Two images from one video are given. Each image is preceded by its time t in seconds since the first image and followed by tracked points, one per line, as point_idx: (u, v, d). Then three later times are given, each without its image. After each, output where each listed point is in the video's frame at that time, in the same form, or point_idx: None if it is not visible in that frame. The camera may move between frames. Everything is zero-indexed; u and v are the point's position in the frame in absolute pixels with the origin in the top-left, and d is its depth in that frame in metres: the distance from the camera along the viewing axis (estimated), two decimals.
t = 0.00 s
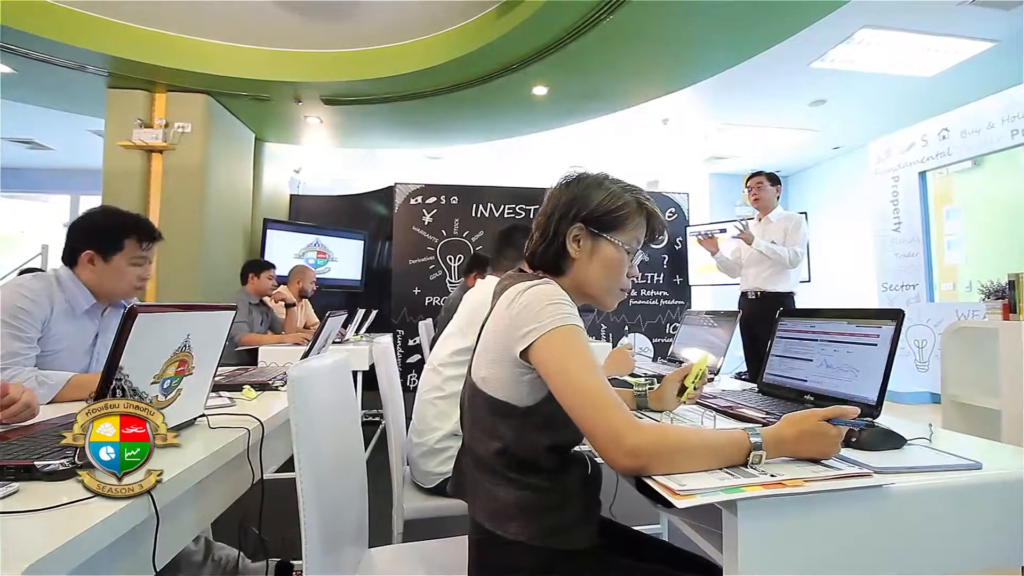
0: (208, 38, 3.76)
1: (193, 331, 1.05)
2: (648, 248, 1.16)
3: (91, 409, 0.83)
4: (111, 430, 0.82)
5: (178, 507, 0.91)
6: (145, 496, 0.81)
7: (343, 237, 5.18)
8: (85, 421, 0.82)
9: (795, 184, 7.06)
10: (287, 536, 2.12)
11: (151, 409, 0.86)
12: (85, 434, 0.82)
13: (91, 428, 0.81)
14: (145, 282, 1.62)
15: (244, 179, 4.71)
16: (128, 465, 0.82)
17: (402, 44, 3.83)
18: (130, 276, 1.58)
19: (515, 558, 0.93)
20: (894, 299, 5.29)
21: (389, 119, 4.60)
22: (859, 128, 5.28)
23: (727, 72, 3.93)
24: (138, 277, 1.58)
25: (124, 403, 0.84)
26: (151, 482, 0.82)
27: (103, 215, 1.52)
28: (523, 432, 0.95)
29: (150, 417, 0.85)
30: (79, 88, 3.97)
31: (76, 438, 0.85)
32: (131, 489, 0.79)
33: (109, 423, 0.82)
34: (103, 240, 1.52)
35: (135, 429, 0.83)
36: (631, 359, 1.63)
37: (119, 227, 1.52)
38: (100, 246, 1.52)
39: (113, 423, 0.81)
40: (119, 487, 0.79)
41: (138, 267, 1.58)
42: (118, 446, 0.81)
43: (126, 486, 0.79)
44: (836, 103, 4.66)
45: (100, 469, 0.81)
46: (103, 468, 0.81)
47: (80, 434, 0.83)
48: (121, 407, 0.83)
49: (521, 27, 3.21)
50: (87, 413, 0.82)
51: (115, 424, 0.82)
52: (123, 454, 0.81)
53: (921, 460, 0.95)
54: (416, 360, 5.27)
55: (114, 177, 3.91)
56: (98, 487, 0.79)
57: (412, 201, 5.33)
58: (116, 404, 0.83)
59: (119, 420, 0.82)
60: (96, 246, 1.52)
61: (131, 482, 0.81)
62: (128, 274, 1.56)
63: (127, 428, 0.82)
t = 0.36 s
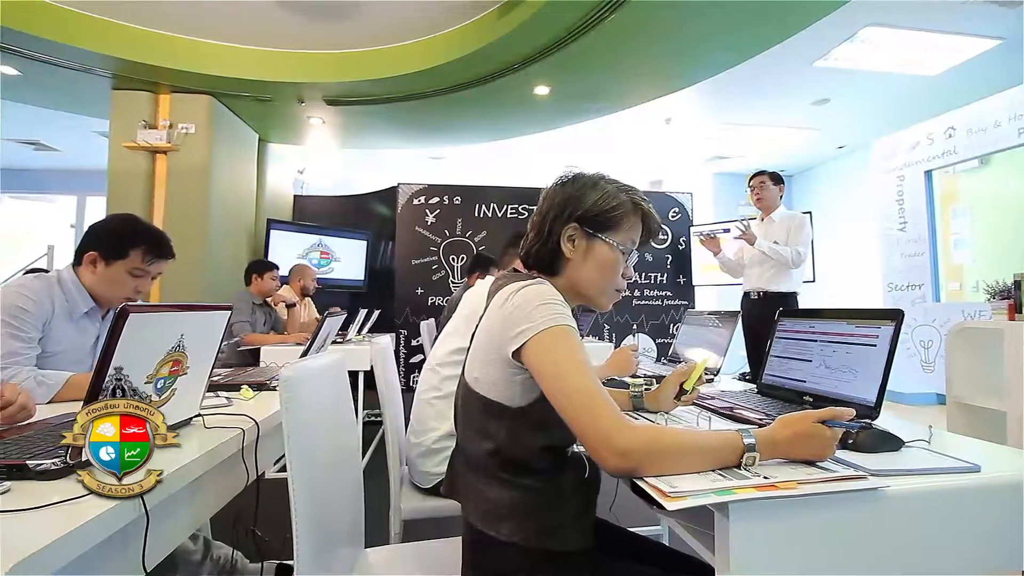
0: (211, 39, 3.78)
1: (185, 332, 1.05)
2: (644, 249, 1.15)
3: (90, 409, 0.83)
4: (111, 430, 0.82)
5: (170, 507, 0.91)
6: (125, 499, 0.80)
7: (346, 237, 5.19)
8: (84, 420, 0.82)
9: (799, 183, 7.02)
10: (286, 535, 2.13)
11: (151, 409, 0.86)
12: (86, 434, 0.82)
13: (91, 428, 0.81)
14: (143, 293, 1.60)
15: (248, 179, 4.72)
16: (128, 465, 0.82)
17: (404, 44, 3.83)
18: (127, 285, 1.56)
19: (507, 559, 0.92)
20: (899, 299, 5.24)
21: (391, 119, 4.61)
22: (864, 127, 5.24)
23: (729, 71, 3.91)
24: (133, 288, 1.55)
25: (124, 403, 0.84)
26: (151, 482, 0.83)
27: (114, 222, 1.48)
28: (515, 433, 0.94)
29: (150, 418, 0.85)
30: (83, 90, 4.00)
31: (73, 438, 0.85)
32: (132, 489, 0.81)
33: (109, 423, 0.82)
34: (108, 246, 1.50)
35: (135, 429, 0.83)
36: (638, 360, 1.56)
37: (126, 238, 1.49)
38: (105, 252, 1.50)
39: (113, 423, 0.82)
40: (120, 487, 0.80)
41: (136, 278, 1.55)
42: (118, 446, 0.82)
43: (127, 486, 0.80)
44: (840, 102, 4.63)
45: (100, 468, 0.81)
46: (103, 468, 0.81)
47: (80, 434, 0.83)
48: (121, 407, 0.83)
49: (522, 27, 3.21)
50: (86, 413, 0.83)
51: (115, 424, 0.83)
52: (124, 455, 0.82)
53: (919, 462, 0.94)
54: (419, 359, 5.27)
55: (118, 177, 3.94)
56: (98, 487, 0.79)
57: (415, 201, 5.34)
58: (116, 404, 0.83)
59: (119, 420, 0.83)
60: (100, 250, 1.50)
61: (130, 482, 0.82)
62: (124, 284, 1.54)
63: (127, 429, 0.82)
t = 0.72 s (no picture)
0: (216, 41, 3.80)
1: (181, 331, 1.05)
2: (641, 248, 1.14)
3: (90, 409, 0.84)
4: (111, 430, 0.84)
5: (163, 505, 0.91)
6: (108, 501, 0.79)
7: (350, 237, 5.20)
8: (84, 421, 0.84)
9: (806, 183, 6.98)
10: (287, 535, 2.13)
11: (151, 409, 0.88)
12: (85, 434, 0.84)
13: (92, 428, 0.83)
14: (147, 296, 1.60)
15: (252, 180, 4.75)
16: (128, 465, 0.84)
17: (407, 45, 3.84)
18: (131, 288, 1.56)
19: (501, 561, 0.92)
20: (907, 300, 5.19)
21: (395, 120, 4.62)
22: (869, 126, 5.21)
23: (733, 70, 3.90)
24: (137, 292, 1.55)
25: (124, 403, 0.86)
26: (151, 482, 0.85)
27: (123, 224, 1.51)
28: (508, 435, 0.93)
29: (150, 417, 0.87)
30: (90, 92, 4.03)
31: (71, 437, 0.86)
32: (132, 489, 0.82)
33: (109, 423, 0.84)
34: (114, 250, 1.51)
35: (135, 429, 0.85)
36: (638, 361, 1.56)
37: (132, 241, 1.50)
38: (110, 255, 1.51)
39: (113, 423, 0.84)
40: (120, 487, 0.82)
41: (141, 282, 1.55)
42: (118, 446, 0.84)
43: (127, 486, 0.82)
44: (846, 101, 4.60)
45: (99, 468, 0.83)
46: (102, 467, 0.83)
47: (80, 434, 0.85)
48: (121, 407, 0.85)
49: (524, 27, 3.20)
50: (86, 413, 0.84)
51: (115, 424, 0.85)
52: (124, 455, 0.83)
53: (918, 465, 0.93)
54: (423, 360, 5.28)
55: (123, 178, 3.97)
56: (98, 486, 0.81)
57: (419, 201, 5.34)
58: (116, 404, 0.85)
59: (119, 420, 0.85)
60: (106, 253, 1.51)
61: (130, 481, 0.83)
62: (128, 288, 1.53)
63: (127, 428, 0.85)
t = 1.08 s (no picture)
0: (222, 43, 3.82)
1: (179, 331, 1.05)
2: (639, 249, 1.14)
3: (90, 409, 0.85)
4: (111, 430, 0.85)
5: (158, 505, 0.92)
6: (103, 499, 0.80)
7: (356, 237, 5.22)
8: (84, 421, 0.85)
9: (813, 181, 6.92)
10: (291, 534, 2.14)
11: (151, 409, 0.89)
12: (85, 434, 0.85)
13: (91, 428, 0.84)
14: (152, 296, 1.61)
15: (259, 181, 4.78)
16: (127, 465, 0.84)
17: (413, 45, 3.84)
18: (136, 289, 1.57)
19: (496, 562, 0.91)
20: (916, 300, 5.13)
21: (400, 120, 4.63)
22: (877, 124, 5.16)
23: (738, 68, 3.87)
24: (142, 292, 1.56)
25: (124, 403, 0.87)
26: (151, 482, 0.86)
27: (126, 226, 1.53)
28: (503, 435, 0.92)
29: (150, 417, 0.88)
30: (99, 94, 4.07)
31: (71, 437, 0.87)
32: (132, 489, 0.83)
33: (109, 423, 0.85)
34: (118, 251, 1.52)
35: (134, 429, 0.86)
36: (640, 361, 1.56)
37: (136, 242, 1.51)
38: (114, 257, 1.52)
39: (113, 423, 0.85)
40: (120, 487, 0.82)
41: (146, 282, 1.56)
42: (118, 446, 0.84)
43: (126, 486, 0.83)
44: (854, 99, 4.56)
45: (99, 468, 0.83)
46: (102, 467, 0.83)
47: (80, 434, 0.86)
48: (121, 407, 0.86)
49: (527, 26, 3.19)
50: (86, 413, 0.85)
51: (115, 424, 0.86)
52: (124, 454, 0.84)
53: (919, 468, 0.91)
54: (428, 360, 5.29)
55: (131, 180, 4.00)
56: (97, 486, 0.81)
57: (424, 202, 5.36)
58: (116, 404, 0.86)
59: (119, 420, 0.86)
60: (110, 255, 1.52)
61: (130, 481, 0.84)
62: (132, 288, 1.54)
63: (127, 428, 0.85)
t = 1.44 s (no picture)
0: (230, 45, 3.85)
1: (179, 331, 1.05)
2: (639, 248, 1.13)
3: (91, 409, 0.86)
4: (111, 430, 0.85)
5: (156, 506, 0.92)
6: (99, 497, 0.80)
7: (363, 238, 5.25)
8: (85, 421, 0.85)
9: (823, 180, 6.85)
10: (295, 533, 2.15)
11: (151, 409, 0.90)
12: (85, 434, 0.85)
13: (92, 428, 0.85)
14: (157, 296, 1.63)
15: (267, 182, 4.81)
16: (127, 465, 0.85)
17: (419, 46, 3.85)
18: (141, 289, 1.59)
19: (493, 563, 0.91)
20: (927, 300, 5.06)
21: (406, 121, 4.64)
22: (888, 121, 5.10)
23: (746, 66, 3.83)
24: (147, 291, 1.58)
25: (124, 403, 0.87)
26: (151, 482, 0.87)
27: (130, 226, 1.54)
28: (500, 435, 0.92)
29: (149, 417, 0.89)
30: (110, 97, 4.12)
31: (71, 437, 0.87)
32: (132, 489, 0.84)
33: (109, 423, 0.86)
34: (123, 251, 1.53)
35: (134, 429, 0.87)
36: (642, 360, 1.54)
37: (141, 243, 1.53)
38: (119, 257, 1.54)
39: (113, 423, 0.85)
40: (120, 487, 0.83)
41: (151, 281, 1.58)
42: (118, 446, 0.85)
43: (126, 486, 0.83)
44: (864, 96, 4.50)
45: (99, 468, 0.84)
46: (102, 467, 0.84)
47: (81, 434, 0.86)
48: (121, 407, 0.87)
49: (533, 26, 3.19)
50: (86, 413, 0.86)
51: (115, 424, 0.86)
52: (124, 454, 0.85)
53: (921, 471, 0.90)
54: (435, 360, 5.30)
55: (141, 182, 4.04)
56: (98, 486, 0.81)
57: (431, 202, 5.37)
58: (116, 405, 0.87)
59: (119, 420, 0.86)
60: (115, 256, 1.54)
61: (129, 481, 0.85)
62: (138, 288, 1.56)
63: (127, 428, 0.86)
